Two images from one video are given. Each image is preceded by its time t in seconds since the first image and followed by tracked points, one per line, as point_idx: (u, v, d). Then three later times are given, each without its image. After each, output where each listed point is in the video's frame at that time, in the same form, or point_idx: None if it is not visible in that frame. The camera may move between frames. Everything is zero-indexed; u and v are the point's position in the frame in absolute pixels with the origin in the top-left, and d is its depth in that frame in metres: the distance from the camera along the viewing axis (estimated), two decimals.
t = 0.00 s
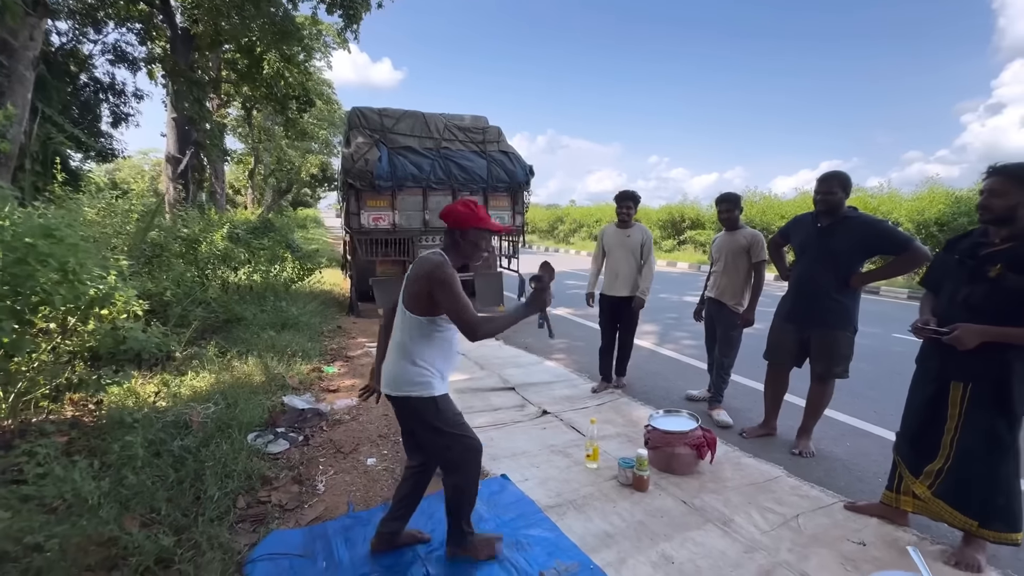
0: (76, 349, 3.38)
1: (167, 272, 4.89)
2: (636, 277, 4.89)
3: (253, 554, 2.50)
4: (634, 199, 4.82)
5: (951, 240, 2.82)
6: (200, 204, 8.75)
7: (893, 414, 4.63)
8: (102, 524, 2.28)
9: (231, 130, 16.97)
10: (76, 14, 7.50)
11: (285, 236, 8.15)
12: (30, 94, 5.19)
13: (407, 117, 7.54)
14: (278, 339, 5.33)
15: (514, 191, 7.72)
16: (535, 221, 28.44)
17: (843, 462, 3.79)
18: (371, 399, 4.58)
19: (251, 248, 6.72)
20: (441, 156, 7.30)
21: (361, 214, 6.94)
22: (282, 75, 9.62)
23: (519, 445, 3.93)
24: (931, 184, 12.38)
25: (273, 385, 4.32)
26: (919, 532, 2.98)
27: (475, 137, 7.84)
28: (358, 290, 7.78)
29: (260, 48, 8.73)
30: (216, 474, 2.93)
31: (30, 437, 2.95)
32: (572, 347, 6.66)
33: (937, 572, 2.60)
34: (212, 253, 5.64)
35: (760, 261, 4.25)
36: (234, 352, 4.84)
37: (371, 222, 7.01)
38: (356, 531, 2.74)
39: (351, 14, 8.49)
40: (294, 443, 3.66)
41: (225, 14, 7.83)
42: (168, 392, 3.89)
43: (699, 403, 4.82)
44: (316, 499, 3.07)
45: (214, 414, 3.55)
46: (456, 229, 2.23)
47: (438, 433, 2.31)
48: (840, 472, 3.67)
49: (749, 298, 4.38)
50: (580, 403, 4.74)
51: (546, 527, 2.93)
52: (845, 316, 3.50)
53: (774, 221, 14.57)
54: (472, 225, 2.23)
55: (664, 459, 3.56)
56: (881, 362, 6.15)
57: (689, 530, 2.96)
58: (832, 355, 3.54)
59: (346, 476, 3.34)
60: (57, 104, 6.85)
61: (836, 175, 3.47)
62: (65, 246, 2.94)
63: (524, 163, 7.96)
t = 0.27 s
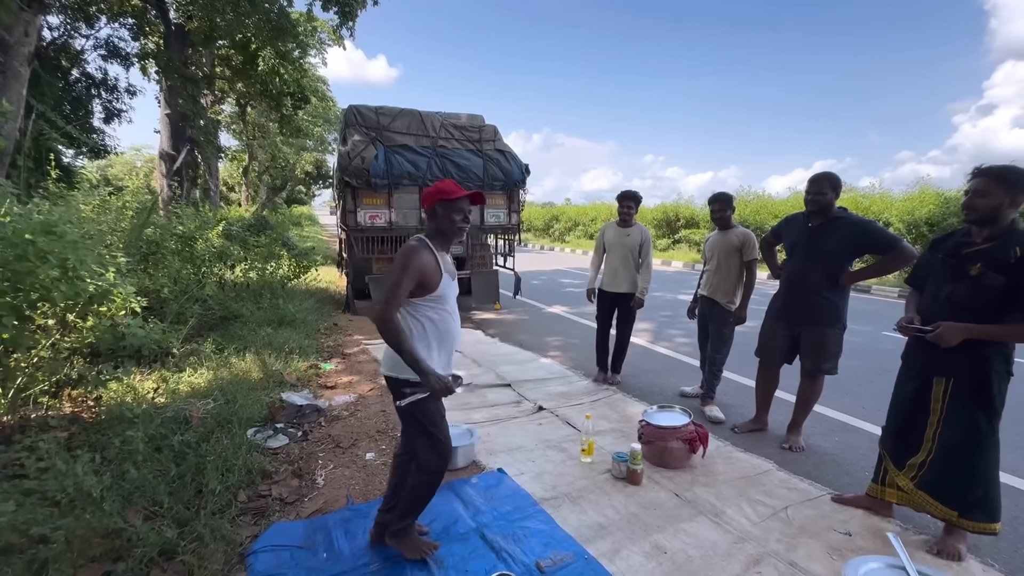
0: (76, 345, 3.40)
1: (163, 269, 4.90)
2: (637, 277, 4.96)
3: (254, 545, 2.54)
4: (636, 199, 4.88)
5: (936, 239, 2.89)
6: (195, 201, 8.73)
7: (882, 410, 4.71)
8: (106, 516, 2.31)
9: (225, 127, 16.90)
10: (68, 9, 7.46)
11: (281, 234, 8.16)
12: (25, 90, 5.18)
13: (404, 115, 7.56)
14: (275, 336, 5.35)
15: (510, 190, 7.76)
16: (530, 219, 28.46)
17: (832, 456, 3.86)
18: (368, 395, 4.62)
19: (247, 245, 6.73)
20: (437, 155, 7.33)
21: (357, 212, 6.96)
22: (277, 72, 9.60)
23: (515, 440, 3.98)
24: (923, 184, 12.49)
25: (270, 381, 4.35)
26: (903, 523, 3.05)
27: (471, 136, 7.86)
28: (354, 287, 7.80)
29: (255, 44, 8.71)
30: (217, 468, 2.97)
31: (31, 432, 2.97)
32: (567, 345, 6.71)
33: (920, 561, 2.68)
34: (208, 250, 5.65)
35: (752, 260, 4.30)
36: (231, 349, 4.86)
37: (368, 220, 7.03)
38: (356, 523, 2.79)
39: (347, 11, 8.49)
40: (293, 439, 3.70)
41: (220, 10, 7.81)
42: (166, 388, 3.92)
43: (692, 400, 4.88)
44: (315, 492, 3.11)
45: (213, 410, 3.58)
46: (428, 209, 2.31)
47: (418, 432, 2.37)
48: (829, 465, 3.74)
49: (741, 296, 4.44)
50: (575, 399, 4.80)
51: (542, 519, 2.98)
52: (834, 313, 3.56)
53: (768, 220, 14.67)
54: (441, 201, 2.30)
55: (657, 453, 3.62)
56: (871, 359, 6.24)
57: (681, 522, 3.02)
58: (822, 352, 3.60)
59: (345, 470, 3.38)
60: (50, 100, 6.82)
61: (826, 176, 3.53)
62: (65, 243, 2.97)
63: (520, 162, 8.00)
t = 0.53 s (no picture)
0: (73, 343, 3.40)
1: (160, 268, 4.89)
2: (634, 276, 4.99)
3: (254, 541, 2.55)
4: (631, 199, 4.90)
5: (924, 239, 2.93)
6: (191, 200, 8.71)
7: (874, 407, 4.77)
8: (105, 513, 2.32)
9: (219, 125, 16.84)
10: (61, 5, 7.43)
11: (277, 233, 8.15)
12: (19, 87, 5.16)
13: (400, 114, 7.56)
14: (272, 335, 5.35)
15: (506, 189, 7.78)
16: (526, 219, 28.48)
17: (824, 453, 3.91)
18: (365, 394, 4.63)
19: (243, 244, 6.72)
20: (434, 154, 7.34)
21: (354, 211, 6.97)
22: (273, 70, 9.57)
23: (512, 438, 4.00)
24: (915, 185, 12.59)
25: (267, 379, 4.36)
26: (892, 517, 3.10)
27: (468, 135, 7.87)
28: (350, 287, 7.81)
29: (251, 42, 8.69)
30: (215, 466, 2.98)
31: (28, 430, 2.97)
32: (563, 344, 6.75)
33: (909, 554, 2.73)
34: (204, 249, 5.65)
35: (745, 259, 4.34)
36: (228, 347, 4.86)
37: (364, 219, 7.04)
38: (355, 519, 2.81)
39: (343, 10, 8.48)
40: (291, 437, 3.71)
41: (215, 8, 7.79)
42: (163, 387, 3.92)
43: (687, 398, 4.92)
44: (314, 489, 3.12)
45: (211, 408, 3.59)
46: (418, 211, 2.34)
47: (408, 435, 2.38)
48: (821, 461, 3.78)
49: (735, 295, 4.48)
50: (571, 397, 4.83)
51: (538, 514, 3.01)
52: (826, 312, 3.60)
53: (763, 220, 14.75)
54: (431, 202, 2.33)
55: (652, 450, 3.65)
56: (863, 357, 6.30)
57: (676, 517, 3.05)
58: (814, 350, 3.64)
59: (343, 467, 3.39)
60: (43, 97, 6.79)
61: (819, 176, 3.57)
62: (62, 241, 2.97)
63: (516, 162, 8.03)
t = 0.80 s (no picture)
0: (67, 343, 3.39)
1: (154, 268, 4.87)
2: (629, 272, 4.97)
3: (249, 541, 2.55)
4: (622, 199, 4.93)
5: (915, 239, 2.96)
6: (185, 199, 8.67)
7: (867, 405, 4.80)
8: (100, 513, 2.31)
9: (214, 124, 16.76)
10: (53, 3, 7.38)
11: (273, 232, 8.13)
12: (12, 86, 5.12)
13: (396, 113, 7.55)
14: (267, 334, 5.34)
15: (502, 189, 7.79)
16: (522, 218, 28.50)
17: (817, 451, 3.93)
18: (361, 393, 4.63)
19: (238, 244, 6.70)
20: (430, 153, 7.34)
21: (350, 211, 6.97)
22: (268, 69, 9.54)
23: (508, 436, 4.01)
24: (909, 185, 12.67)
25: (263, 379, 4.35)
26: (884, 514, 3.13)
27: (464, 134, 7.87)
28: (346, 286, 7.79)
29: (246, 41, 8.66)
30: (211, 465, 2.97)
31: (21, 430, 2.95)
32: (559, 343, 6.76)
33: (900, 550, 2.76)
34: (198, 248, 5.63)
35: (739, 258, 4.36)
36: (223, 347, 4.85)
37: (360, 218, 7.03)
38: (351, 518, 2.82)
39: (338, 8, 8.47)
40: (287, 436, 3.70)
41: (209, 6, 7.76)
42: (158, 387, 3.91)
43: (682, 396, 4.94)
44: (309, 489, 3.12)
45: (206, 408, 3.58)
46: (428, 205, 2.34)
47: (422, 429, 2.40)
48: (814, 459, 3.81)
49: (729, 294, 4.50)
50: (567, 396, 4.84)
51: (534, 513, 3.02)
52: (819, 311, 3.63)
53: (757, 219, 14.81)
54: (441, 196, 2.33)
55: (647, 448, 3.66)
56: (856, 356, 6.34)
57: (671, 514, 3.07)
58: (807, 348, 3.66)
59: (339, 467, 3.40)
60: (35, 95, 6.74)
61: (812, 176, 3.59)
62: (56, 240, 2.95)
63: (512, 161, 8.04)
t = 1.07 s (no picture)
0: (57, 345, 3.36)
1: (147, 268, 4.84)
2: (626, 271, 4.98)
3: (242, 543, 2.54)
4: (618, 199, 4.91)
5: (907, 239, 2.97)
6: (178, 199, 8.62)
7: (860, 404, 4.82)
8: (90, 516, 2.29)
9: (207, 123, 16.68)
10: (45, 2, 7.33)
11: (267, 232, 8.09)
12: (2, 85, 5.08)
13: (391, 113, 7.53)
14: (261, 335, 5.31)
15: (497, 188, 7.78)
16: (518, 218, 28.49)
17: (811, 449, 3.94)
18: (355, 394, 4.62)
19: (231, 244, 6.66)
20: (425, 153, 7.33)
21: (344, 211, 6.95)
22: (262, 68, 9.50)
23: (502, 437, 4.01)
24: (901, 184, 12.74)
25: (257, 380, 4.33)
26: (877, 513, 3.14)
27: (459, 134, 7.85)
28: (341, 286, 7.75)
29: (239, 40, 8.62)
30: (203, 467, 2.96)
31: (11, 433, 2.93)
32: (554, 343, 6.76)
33: (892, 548, 2.78)
34: (191, 249, 5.59)
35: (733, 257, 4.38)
36: (216, 348, 4.83)
37: (354, 218, 7.01)
38: (344, 521, 2.81)
39: (333, 8, 8.45)
40: (280, 437, 3.69)
41: (203, 5, 7.71)
42: (150, 389, 3.89)
43: (677, 396, 4.94)
44: (303, 490, 3.11)
45: (198, 409, 3.56)
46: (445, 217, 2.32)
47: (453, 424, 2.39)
48: (808, 458, 3.82)
49: (723, 293, 4.51)
50: (562, 396, 4.84)
51: (529, 513, 3.02)
52: (812, 310, 3.64)
53: (752, 219, 14.86)
54: (459, 207, 2.31)
55: (642, 448, 3.66)
56: (850, 355, 6.37)
57: (665, 514, 3.07)
58: (801, 348, 3.67)
59: (333, 468, 3.39)
60: (26, 94, 6.68)
61: (806, 176, 3.60)
62: (46, 241, 2.92)
63: (507, 161, 8.03)
